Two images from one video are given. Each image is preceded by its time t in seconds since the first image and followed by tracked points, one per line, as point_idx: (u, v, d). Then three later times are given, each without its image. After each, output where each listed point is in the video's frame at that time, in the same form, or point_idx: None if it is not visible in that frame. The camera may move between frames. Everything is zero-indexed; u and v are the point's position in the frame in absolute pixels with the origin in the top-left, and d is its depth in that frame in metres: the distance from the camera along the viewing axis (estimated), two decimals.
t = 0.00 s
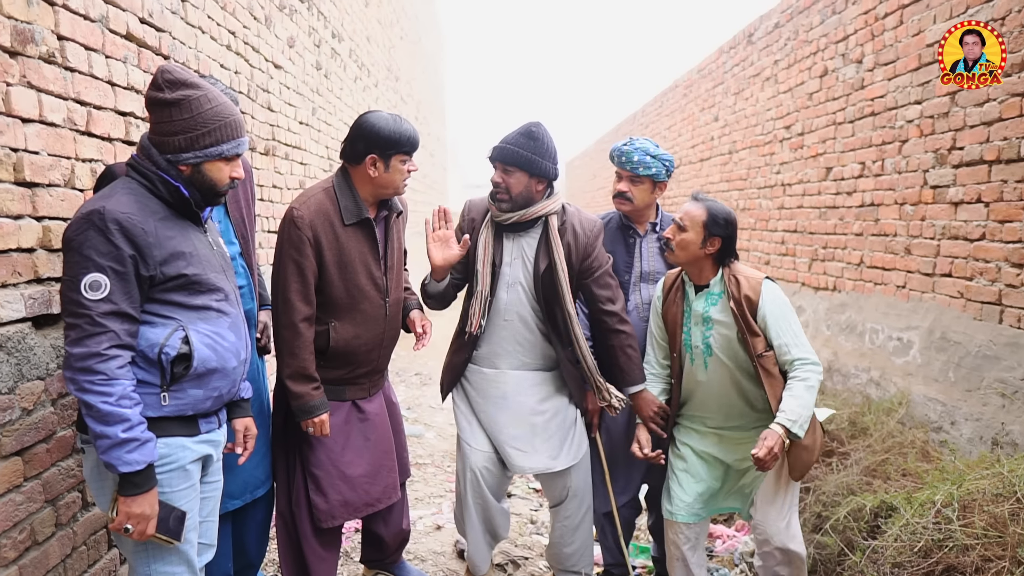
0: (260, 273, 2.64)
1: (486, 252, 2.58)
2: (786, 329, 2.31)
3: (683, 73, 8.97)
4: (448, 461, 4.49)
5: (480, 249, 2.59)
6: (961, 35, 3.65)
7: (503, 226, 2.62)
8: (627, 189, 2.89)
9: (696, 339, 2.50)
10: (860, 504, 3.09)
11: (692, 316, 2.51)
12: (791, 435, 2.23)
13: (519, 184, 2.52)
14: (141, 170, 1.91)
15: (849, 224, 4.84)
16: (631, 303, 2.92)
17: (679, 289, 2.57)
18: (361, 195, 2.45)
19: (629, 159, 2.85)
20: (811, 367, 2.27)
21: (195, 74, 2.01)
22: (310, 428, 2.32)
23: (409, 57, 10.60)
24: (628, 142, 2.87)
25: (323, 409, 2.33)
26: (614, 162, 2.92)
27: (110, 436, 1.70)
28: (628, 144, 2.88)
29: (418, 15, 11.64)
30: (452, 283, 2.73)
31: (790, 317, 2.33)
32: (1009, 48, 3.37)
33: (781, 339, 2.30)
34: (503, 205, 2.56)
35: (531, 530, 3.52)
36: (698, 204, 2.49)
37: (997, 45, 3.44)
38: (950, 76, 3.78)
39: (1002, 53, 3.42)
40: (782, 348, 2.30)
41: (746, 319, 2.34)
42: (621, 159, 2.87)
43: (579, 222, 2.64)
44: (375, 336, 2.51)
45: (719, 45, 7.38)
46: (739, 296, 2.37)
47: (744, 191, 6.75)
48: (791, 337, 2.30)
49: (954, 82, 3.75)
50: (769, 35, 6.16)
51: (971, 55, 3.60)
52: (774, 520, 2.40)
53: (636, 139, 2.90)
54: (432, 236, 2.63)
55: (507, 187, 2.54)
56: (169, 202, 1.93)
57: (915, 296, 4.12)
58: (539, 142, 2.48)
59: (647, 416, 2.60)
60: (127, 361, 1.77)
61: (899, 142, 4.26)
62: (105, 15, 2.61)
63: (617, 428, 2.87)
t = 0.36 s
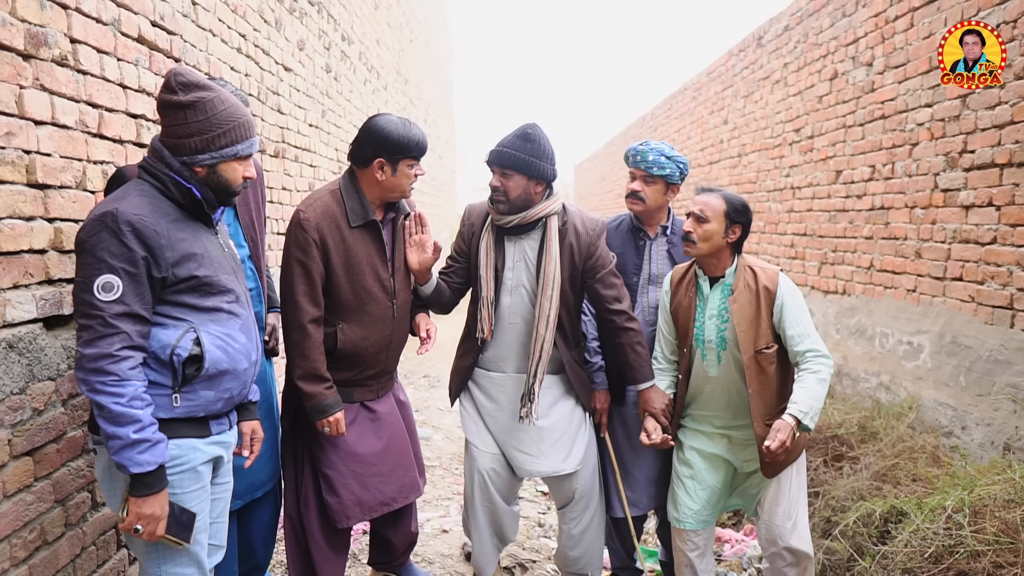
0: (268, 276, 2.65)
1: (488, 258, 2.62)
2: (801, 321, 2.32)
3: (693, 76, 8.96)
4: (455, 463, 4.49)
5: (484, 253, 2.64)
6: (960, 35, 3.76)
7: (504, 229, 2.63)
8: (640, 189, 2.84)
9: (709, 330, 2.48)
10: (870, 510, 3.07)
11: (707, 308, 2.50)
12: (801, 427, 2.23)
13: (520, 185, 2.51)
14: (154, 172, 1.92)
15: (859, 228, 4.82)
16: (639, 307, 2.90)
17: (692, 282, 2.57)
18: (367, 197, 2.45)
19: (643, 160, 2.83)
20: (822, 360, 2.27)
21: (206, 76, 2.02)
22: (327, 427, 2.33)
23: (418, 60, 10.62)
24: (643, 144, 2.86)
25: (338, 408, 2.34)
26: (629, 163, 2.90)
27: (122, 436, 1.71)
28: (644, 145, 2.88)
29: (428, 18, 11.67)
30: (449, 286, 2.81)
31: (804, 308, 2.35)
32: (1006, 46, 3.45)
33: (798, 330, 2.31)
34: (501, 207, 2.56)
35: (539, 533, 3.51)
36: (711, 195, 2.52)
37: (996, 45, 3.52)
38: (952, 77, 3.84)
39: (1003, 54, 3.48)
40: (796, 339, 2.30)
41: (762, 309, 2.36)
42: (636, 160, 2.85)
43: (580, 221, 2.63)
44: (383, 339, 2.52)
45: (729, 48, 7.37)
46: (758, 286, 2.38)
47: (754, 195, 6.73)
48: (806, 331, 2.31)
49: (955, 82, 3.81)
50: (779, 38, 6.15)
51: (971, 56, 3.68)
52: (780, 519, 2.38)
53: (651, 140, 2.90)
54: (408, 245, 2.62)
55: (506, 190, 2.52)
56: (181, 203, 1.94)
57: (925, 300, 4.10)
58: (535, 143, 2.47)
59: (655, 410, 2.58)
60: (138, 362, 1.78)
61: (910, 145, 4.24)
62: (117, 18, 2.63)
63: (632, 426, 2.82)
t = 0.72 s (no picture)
0: (278, 281, 2.66)
1: (496, 261, 2.61)
2: (802, 332, 2.27)
3: (701, 80, 8.95)
4: (462, 467, 4.49)
5: (493, 258, 2.60)
6: (961, 35, 3.79)
7: (514, 235, 2.62)
8: (649, 196, 2.84)
9: (710, 334, 2.48)
10: (878, 516, 3.06)
11: (709, 312, 2.49)
12: (800, 443, 2.23)
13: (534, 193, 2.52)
14: (166, 173, 1.93)
15: (868, 233, 4.81)
16: (648, 312, 2.89)
17: (698, 284, 2.56)
18: (375, 200, 2.46)
19: (655, 167, 2.83)
20: (822, 373, 2.24)
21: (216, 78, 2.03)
22: (322, 430, 2.33)
23: (427, 63, 10.65)
24: (654, 151, 2.87)
25: (334, 412, 2.34)
26: (640, 169, 2.90)
27: (134, 436, 1.71)
28: (654, 151, 2.89)
29: (437, 21, 11.71)
30: (457, 291, 2.82)
31: (808, 317, 2.31)
32: (1007, 46, 3.49)
33: (797, 341, 2.27)
34: (512, 214, 2.56)
35: (545, 537, 3.51)
36: (720, 196, 2.47)
37: (997, 45, 3.56)
38: (951, 76, 3.93)
39: (1002, 53, 3.53)
40: (795, 350, 2.28)
41: (763, 317, 2.33)
42: (647, 167, 2.85)
43: (589, 226, 2.64)
44: (389, 342, 2.52)
45: (738, 52, 7.36)
46: (760, 292, 2.35)
47: (762, 199, 6.72)
48: (806, 343, 2.27)
49: (955, 81, 3.87)
50: (788, 42, 6.14)
51: (971, 55, 3.72)
52: (787, 528, 2.35)
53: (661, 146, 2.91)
54: (417, 248, 2.61)
55: (518, 197, 2.53)
56: (193, 205, 1.95)
57: (935, 306, 4.08)
58: (547, 149, 2.48)
59: (656, 413, 2.58)
60: (151, 363, 1.78)
61: (920, 151, 4.22)
62: (128, 21, 2.64)
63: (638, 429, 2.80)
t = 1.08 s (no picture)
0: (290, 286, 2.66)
1: (509, 267, 2.61)
2: (811, 338, 2.26)
3: (709, 84, 8.95)
4: (467, 470, 4.49)
5: (504, 262, 2.62)
6: (961, 35, 3.86)
7: (528, 240, 2.62)
8: (663, 202, 2.82)
9: (720, 338, 2.48)
10: (886, 522, 3.05)
11: (719, 315, 2.49)
12: (799, 452, 2.21)
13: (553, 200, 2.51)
14: (176, 176, 1.93)
15: (876, 237, 4.80)
16: (658, 316, 2.88)
17: (709, 285, 2.56)
18: (384, 203, 2.47)
19: (667, 172, 2.78)
20: (828, 383, 2.24)
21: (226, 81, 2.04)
22: (330, 432, 2.33)
23: (434, 66, 10.68)
24: (665, 154, 2.81)
25: (342, 414, 2.34)
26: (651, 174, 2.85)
27: (143, 437, 1.72)
28: (665, 155, 2.82)
29: (444, 24, 11.74)
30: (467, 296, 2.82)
31: (818, 324, 2.29)
32: (1007, 46, 3.53)
33: (806, 347, 2.26)
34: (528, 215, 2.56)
35: (550, 541, 3.51)
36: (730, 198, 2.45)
37: (997, 45, 3.60)
38: (951, 77, 3.99)
39: (1001, 53, 3.57)
40: (803, 356, 2.27)
41: (773, 322, 2.32)
42: (659, 172, 2.80)
43: (604, 231, 2.64)
44: (396, 344, 2.52)
45: (745, 56, 7.36)
46: (772, 297, 2.34)
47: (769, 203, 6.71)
48: (815, 349, 2.26)
49: (954, 81, 3.94)
50: (796, 47, 6.14)
51: (972, 55, 3.78)
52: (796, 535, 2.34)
53: (671, 150, 2.85)
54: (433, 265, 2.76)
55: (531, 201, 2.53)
56: (203, 208, 1.95)
57: (943, 311, 4.07)
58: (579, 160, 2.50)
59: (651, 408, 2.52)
60: (160, 364, 1.79)
61: (928, 155, 4.21)
62: (138, 24, 2.65)
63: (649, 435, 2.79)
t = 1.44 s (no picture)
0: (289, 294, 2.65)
1: (511, 272, 2.64)
2: (818, 346, 2.26)
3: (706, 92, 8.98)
4: (465, 477, 4.48)
5: (508, 264, 2.66)
6: (961, 34, 3.83)
7: (530, 245, 2.63)
8: (666, 212, 2.81)
9: (726, 345, 2.46)
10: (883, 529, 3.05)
11: (725, 322, 2.48)
12: (806, 460, 2.22)
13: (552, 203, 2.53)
14: (175, 183, 1.93)
15: (873, 244, 4.81)
16: (660, 323, 2.85)
17: (716, 292, 2.55)
18: (381, 211, 2.47)
19: (671, 180, 2.78)
20: (835, 392, 2.23)
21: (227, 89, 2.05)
22: (326, 440, 2.33)
23: (432, 73, 10.71)
24: (669, 162, 2.82)
25: (339, 421, 2.34)
26: (655, 182, 2.85)
27: (141, 445, 1.71)
28: (670, 164, 2.83)
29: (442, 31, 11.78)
30: (476, 306, 2.81)
31: (825, 333, 2.29)
32: (1007, 46, 3.52)
33: (814, 355, 2.26)
34: (528, 224, 2.57)
35: (548, 548, 3.51)
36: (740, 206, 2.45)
37: (997, 45, 3.59)
38: (951, 76, 3.96)
39: (1001, 53, 3.56)
40: (809, 364, 2.27)
41: (780, 331, 2.32)
42: (663, 180, 2.81)
43: (607, 242, 2.64)
44: (394, 352, 2.52)
45: (742, 64, 7.39)
46: (780, 305, 2.33)
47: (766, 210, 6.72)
48: (823, 357, 2.26)
49: (954, 83, 3.92)
50: (793, 54, 6.16)
51: (971, 55, 3.75)
52: (796, 544, 2.39)
53: (676, 158, 2.85)
54: (439, 282, 2.64)
55: (532, 206, 2.54)
56: (202, 215, 1.96)
57: (940, 317, 4.07)
58: (568, 160, 2.49)
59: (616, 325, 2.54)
60: (158, 371, 1.78)
61: (924, 162, 4.23)
62: (136, 32, 2.66)
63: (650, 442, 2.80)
